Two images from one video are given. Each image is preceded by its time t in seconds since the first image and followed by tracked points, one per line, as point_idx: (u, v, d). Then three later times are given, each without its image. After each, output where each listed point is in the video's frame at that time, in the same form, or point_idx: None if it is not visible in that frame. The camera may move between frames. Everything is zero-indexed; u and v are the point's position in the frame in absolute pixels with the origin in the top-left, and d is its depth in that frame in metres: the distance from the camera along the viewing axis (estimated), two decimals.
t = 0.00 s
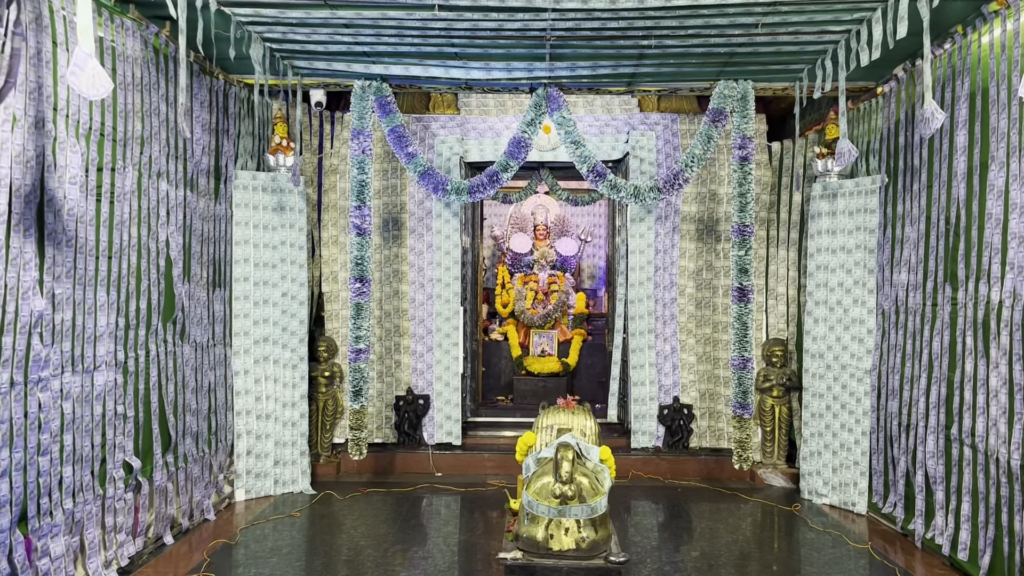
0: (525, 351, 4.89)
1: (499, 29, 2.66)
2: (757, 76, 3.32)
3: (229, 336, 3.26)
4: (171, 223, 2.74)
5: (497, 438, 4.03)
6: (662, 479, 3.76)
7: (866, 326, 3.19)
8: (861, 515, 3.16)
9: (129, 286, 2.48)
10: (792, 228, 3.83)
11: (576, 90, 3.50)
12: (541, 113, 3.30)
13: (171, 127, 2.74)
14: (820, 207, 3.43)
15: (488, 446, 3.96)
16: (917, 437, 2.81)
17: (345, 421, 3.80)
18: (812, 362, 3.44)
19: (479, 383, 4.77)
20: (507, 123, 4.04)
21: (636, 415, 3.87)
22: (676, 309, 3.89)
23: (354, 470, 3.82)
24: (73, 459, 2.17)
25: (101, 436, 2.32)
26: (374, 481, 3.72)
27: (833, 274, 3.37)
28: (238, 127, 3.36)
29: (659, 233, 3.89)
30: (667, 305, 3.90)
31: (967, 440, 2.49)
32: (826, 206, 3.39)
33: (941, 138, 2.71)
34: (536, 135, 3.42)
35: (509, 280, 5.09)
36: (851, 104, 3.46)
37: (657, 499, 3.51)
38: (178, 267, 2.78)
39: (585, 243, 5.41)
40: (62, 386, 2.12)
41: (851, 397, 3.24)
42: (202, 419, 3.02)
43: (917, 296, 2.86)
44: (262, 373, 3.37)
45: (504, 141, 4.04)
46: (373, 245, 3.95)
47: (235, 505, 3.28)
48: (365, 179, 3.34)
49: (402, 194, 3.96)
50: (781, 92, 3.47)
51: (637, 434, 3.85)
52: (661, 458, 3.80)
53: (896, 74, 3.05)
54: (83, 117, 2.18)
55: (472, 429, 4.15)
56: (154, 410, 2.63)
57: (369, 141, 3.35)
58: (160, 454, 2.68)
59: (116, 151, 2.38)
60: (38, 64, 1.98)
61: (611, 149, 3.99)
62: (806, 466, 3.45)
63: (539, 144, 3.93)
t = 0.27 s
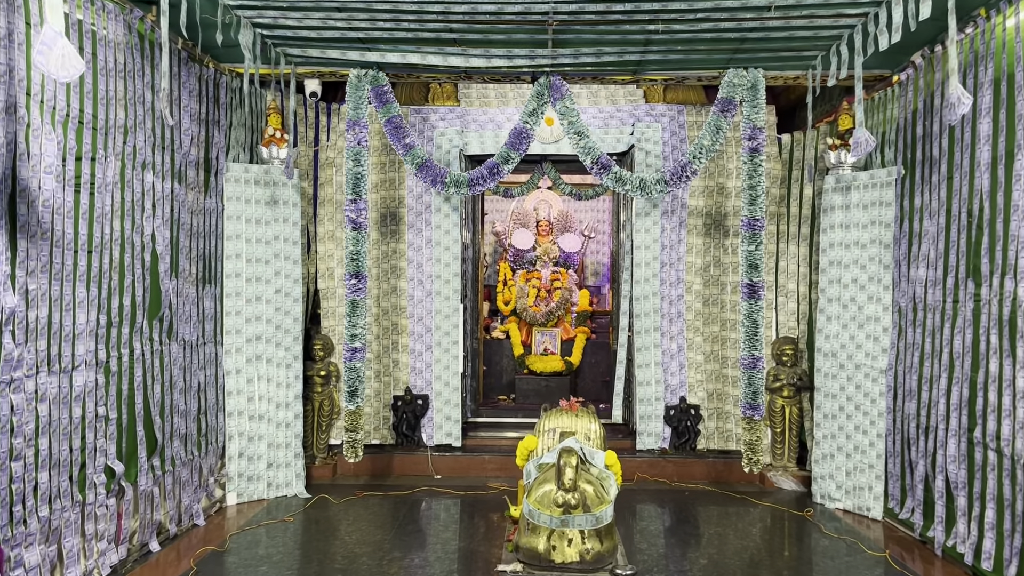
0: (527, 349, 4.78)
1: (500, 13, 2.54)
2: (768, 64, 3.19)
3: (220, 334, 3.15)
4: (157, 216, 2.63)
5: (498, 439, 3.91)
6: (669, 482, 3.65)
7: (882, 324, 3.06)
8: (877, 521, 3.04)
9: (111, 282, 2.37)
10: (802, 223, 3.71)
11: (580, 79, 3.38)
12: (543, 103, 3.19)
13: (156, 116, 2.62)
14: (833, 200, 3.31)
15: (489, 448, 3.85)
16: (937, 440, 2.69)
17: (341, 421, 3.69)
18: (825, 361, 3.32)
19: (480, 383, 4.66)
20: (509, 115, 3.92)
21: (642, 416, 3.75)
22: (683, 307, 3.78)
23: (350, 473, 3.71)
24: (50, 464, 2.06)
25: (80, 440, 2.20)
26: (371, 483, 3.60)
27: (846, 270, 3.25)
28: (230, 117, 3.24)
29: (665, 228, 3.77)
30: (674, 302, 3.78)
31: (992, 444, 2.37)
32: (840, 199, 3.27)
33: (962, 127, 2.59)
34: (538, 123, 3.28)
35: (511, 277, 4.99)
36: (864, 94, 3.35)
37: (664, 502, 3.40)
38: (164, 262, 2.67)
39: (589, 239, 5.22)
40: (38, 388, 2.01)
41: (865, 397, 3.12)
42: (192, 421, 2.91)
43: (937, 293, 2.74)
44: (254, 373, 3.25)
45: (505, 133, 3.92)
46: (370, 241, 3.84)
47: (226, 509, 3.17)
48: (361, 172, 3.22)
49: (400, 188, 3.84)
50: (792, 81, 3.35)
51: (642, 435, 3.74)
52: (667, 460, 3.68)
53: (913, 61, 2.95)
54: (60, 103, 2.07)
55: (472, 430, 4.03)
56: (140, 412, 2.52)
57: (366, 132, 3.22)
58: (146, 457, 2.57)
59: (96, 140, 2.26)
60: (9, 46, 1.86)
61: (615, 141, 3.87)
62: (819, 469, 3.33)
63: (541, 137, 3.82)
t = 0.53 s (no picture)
0: (532, 352, 4.65)
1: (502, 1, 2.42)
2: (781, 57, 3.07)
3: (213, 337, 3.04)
4: (144, 215, 2.52)
5: (502, 445, 3.80)
6: (677, 489, 3.52)
7: (901, 327, 2.93)
8: (896, 532, 2.91)
9: (95, 284, 2.26)
10: (816, 222, 3.58)
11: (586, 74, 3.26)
12: (548, 97, 3.06)
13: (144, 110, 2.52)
14: (849, 198, 3.18)
15: (492, 454, 3.73)
16: (961, 450, 2.56)
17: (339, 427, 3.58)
18: (840, 365, 3.19)
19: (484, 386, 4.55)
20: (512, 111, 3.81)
21: (649, 422, 3.64)
22: (692, 308, 3.66)
23: (349, 480, 3.60)
24: (25, 477, 1.95)
25: (59, 450, 2.10)
26: (369, 491, 3.48)
27: (862, 271, 3.12)
28: (223, 113, 3.14)
29: (674, 228, 3.66)
30: (682, 304, 3.66)
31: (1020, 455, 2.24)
32: (856, 197, 3.14)
33: (988, 120, 2.46)
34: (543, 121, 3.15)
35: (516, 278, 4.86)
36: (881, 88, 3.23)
37: (673, 511, 3.28)
38: (152, 263, 2.56)
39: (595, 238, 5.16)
40: (11, 395, 1.91)
41: (883, 403, 3.00)
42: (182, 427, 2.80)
43: (960, 295, 2.62)
44: (249, 378, 3.14)
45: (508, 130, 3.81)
46: (370, 241, 3.73)
47: (219, 519, 3.06)
48: (358, 169, 3.10)
49: (401, 187, 3.73)
50: (806, 75, 3.22)
51: (650, 442, 3.62)
52: (676, 467, 3.56)
53: (934, 53, 2.83)
54: (35, 95, 1.96)
55: (475, 436, 3.92)
56: (126, 419, 2.42)
57: (364, 128, 3.09)
58: (132, 467, 2.46)
59: (77, 136, 2.16)
60: None
61: (622, 138, 3.76)
62: (834, 478, 3.20)
63: (544, 134, 3.69)
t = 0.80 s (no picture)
0: (533, 354, 4.55)
1: None
2: (793, 46, 2.94)
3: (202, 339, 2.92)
4: (125, 211, 2.40)
5: (502, 451, 3.68)
6: (685, 497, 3.39)
7: (918, 328, 2.81)
8: (914, 543, 2.79)
9: (72, 284, 2.14)
10: (827, 220, 3.46)
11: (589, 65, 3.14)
12: (550, 89, 2.93)
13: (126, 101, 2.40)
14: (863, 194, 3.05)
15: (493, 460, 3.61)
16: (985, 458, 2.45)
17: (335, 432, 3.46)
18: (854, 368, 3.06)
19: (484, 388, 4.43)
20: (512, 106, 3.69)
21: (655, 426, 3.51)
22: (700, 309, 3.54)
23: (345, 487, 3.48)
24: None
25: (32, 459, 1.98)
26: (365, 499, 3.36)
27: (877, 270, 2.99)
28: (212, 106, 3.02)
29: (680, 226, 3.54)
30: (689, 304, 3.54)
31: None
32: (871, 193, 3.02)
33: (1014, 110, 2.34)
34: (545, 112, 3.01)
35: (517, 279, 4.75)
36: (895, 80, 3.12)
37: (680, 519, 3.16)
38: (135, 261, 2.44)
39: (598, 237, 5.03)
40: None
41: (899, 408, 2.87)
42: (169, 434, 2.68)
43: (983, 294, 2.50)
44: (239, 382, 3.02)
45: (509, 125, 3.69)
46: (366, 239, 3.60)
47: (208, 529, 2.94)
48: (353, 165, 2.98)
49: (398, 183, 3.61)
50: (818, 65, 3.10)
51: (656, 447, 3.51)
52: (683, 474, 3.44)
53: (953, 42, 2.71)
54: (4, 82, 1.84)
55: (475, 441, 3.80)
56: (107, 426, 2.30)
57: (358, 121, 2.97)
58: (114, 476, 2.34)
59: (51, 127, 2.04)
60: None
61: (626, 134, 3.64)
62: (848, 486, 3.07)
63: (547, 129, 3.58)
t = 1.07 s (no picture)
0: (535, 360, 4.40)
1: None
2: (806, 41, 2.82)
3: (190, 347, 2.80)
4: (105, 213, 2.27)
5: (503, 461, 3.55)
6: (693, 510, 3.27)
7: (939, 335, 2.69)
8: (935, 560, 2.66)
9: (46, 290, 2.01)
10: (840, 222, 3.34)
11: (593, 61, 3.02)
12: (553, 85, 2.82)
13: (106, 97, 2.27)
14: (880, 195, 2.93)
15: (493, 471, 3.48)
16: (1012, 473, 2.33)
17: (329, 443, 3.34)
18: (870, 377, 2.94)
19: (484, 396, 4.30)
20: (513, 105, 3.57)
21: (662, 436, 3.38)
22: (707, 314, 3.41)
23: (340, 500, 3.35)
24: None
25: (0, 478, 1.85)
26: (360, 512, 3.23)
27: (894, 274, 2.87)
28: (200, 104, 2.89)
29: (687, 228, 3.42)
30: (697, 309, 3.42)
31: None
32: (887, 194, 2.90)
33: None
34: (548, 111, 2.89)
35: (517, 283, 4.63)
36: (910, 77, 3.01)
37: (688, 532, 3.03)
38: (116, 266, 2.32)
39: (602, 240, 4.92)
40: None
41: (918, 418, 2.75)
42: (153, 447, 2.55)
43: (1009, 300, 2.38)
44: (229, 391, 2.90)
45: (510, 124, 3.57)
46: (362, 242, 3.48)
47: (195, 546, 2.81)
48: (348, 164, 2.86)
49: (395, 184, 3.48)
50: (831, 61, 2.97)
51: (662, 457, 3.37)
52: (691, 485, 3.31)
53: (975, 35, 2.58)
54: None
55: (474, 451, 3.67)
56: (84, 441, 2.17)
57: (354, 119, 2.86)
58: (92, 493, 2.21)
59: (23, 123, 1.92)
60: None
61: (631, 133, 3.52)
62: (864, 499, 2.95)
63: (549, 128, 3.47)
